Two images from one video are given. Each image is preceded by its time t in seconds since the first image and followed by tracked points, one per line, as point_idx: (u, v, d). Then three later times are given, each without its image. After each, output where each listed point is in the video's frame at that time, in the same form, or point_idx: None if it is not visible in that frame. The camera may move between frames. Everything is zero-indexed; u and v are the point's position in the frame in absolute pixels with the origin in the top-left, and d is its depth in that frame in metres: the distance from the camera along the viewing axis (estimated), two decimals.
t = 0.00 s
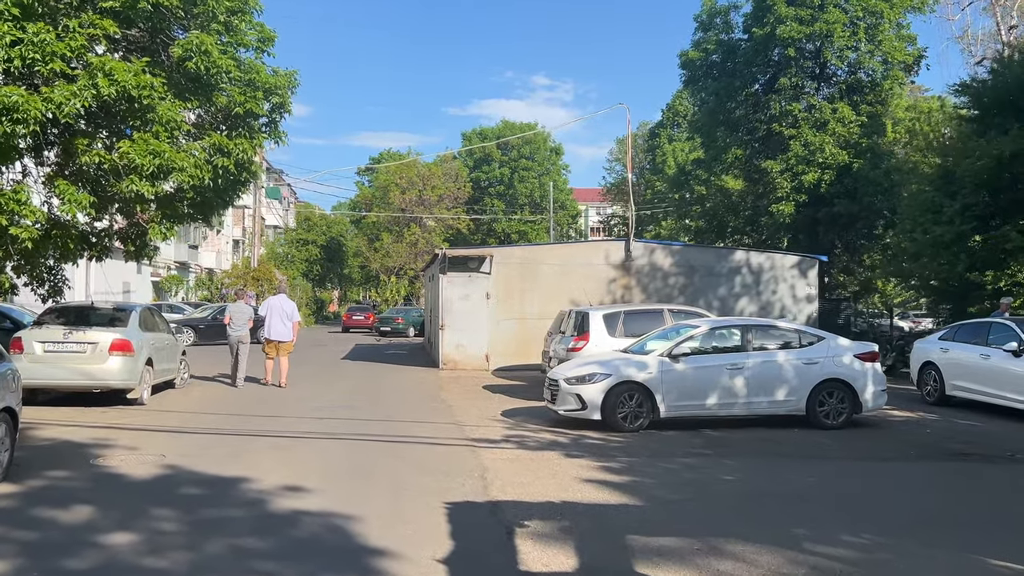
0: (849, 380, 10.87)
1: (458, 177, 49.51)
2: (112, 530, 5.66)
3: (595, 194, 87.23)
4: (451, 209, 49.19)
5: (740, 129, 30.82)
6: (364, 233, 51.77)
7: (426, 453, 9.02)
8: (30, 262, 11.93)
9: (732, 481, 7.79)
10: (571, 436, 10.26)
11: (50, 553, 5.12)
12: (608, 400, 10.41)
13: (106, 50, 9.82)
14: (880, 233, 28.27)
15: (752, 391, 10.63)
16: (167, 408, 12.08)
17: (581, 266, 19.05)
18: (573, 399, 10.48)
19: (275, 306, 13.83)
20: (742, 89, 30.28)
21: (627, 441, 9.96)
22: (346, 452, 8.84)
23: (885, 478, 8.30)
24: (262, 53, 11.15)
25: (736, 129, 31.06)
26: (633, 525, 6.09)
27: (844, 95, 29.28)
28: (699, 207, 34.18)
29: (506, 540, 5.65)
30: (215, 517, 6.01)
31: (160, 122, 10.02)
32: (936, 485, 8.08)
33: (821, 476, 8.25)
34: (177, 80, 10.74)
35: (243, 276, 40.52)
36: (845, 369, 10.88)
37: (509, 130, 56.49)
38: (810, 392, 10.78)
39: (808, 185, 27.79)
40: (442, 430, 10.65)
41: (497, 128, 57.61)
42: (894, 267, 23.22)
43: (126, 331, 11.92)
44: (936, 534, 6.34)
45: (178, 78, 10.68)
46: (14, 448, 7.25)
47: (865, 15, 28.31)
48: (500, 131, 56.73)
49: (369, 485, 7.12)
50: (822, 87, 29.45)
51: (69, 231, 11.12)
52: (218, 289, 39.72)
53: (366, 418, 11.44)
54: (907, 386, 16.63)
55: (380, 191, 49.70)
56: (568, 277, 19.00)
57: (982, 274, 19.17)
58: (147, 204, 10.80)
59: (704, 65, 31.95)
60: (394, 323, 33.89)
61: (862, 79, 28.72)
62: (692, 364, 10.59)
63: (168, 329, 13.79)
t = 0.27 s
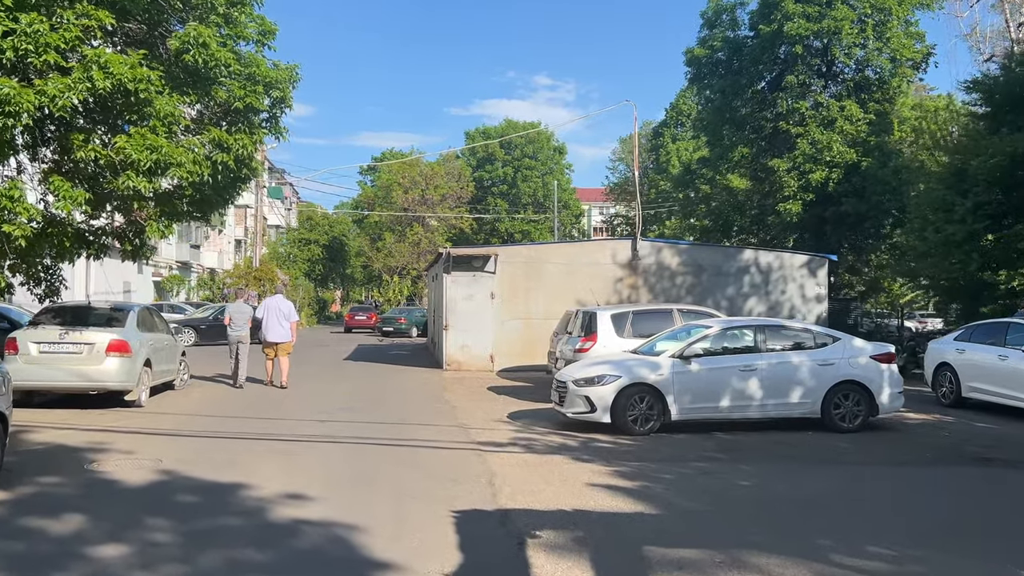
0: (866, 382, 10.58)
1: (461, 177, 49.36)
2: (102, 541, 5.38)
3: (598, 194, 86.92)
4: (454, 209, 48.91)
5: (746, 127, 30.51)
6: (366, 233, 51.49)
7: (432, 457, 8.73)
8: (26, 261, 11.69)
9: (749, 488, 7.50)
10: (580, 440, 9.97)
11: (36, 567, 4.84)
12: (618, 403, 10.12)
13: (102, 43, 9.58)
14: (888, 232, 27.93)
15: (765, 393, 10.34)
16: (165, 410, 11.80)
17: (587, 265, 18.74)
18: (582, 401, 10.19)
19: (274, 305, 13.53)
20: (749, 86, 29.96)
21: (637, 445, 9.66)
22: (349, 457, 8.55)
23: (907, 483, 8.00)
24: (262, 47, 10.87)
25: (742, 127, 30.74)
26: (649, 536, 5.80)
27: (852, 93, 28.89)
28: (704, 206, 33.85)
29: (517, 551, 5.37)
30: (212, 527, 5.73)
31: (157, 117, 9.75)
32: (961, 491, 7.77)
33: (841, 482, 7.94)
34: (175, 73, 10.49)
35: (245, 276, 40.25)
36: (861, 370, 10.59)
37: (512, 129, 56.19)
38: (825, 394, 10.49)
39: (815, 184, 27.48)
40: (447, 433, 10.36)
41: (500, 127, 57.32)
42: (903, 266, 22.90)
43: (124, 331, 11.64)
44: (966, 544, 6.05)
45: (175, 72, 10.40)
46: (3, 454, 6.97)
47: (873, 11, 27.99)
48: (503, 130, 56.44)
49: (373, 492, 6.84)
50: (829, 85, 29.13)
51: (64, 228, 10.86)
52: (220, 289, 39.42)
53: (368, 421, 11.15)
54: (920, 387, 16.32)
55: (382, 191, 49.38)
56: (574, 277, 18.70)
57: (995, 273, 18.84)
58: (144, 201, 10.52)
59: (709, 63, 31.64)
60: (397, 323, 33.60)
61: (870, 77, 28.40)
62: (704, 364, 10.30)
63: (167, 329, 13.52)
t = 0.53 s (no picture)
0: (881, 384, 10.28)
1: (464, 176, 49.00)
2: (87, 553, 5.09)
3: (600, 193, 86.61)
4: (456, 208, 48.63)
5: (752, 125, 30.20)
6: (368, 232, 51.20)
7: (435, 462, 8.44)
8: (19, 260, 11.42)
9: (764, 495, 7.20)
10: (588, 444, 9.67)
11: None
12: (626, 405, 9.83)
13: (95, 35, 9.31)
14: (895, 231, 27.59)
15: (778, 395, 10.05)
16: (161, 412, 11.51)
17: (592, 264, 18.45)
18: (589, 404, 9.90)
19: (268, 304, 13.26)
20: (755, 84, 29.64)
21: (647, 449, 9.35)
22: (349, 462, 8.26)
23: (929, 489, 7.69)
24: (260, 40, 10.58)
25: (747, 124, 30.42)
26: (664, 548, 5.50)
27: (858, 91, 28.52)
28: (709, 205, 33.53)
29: (525, 564, 5.07)
30: (204, 538, 5.44)
31: (151, 111, 9.44)
32: (986, 498, 7.45)
33: (860, 488, 7.64)
34: (171, 67, 10.22)
35: (245, 275, 39.97)
36: (876, 372, 10.29)
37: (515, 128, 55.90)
38: (839, 397, 10.19)
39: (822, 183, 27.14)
40: (451, 436, 10.07)
41: (503, 126, 57.02)
42: (912, 265, 22.58)
43: (119, 332, 11.35)
44: (996, 556, 5.74)
45: (172, 65, 10.21)
46: None
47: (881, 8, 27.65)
48: (506, 129, 56.15)
49: (373, 500, 6.55)
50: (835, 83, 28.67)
51: (57, 226, 10.59)
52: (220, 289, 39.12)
53: (369, 424, 10.85)
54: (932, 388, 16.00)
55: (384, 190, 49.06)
56: (579, 276, 18.40)
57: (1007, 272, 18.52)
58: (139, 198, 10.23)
59: (715, 60, 31.33)
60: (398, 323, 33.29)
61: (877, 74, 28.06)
62: (715, 366, 10.01)
63: (164, 329, 13.24)
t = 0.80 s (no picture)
0: (893, 384, 9.98)
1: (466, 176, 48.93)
2: (64, 565, 4.81)
3: (602, 193, 86.31)
4: (458, 207, 48.35)
5: (755, 123, 29.90)
6: (369, 232, 50.93)
7: (434, 466, 8.15)
8: (8, 258, 11.14)
9: (778, 501, 6.91)
10: (593, 447, 9.39)
11: None
12: (631, 407, 9.54)
13: (85, 26, 9.06)
14: (901, 230, 27.29)
15: (788, 397, 9.75)
16: (155, 414, 11.23)
17: (595, 263, 18.16)
18: (594, 405, 9.61)
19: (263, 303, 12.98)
20: (759, 82, 29.32)
21: (654, 452, 9.06)
22: (345, 465, 7.98)
23: (948, 495, 7.40)
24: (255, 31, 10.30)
25: (751, 122, 30.13)
26: (675, 558, 5.21)
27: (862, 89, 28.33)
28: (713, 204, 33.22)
29: None
30: (190, 548, 5.16)
31: (143, 103, 9.15)
32: (1007, 504, 7.17)
33: (876, 493, 7.35)
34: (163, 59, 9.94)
35: (246, 275, 39.71)
36: (889, 372, 9.99)
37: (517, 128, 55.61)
38: (851, 398, 9.90)
39: (827, 181, 26.82)
40: (451, 439, 9.78)
41: (505, 126, 56.73)
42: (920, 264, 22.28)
43: (111, 331, 11.06)
44: None
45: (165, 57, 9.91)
46: None
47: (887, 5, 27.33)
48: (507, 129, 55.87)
49: (370, 507, 6.26)
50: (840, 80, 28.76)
51: (47, 224, 10.30)
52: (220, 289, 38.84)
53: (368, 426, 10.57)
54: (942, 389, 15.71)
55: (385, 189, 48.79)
56: (581, 275, 18.12)
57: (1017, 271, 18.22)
58: (131, 195, 9.94)
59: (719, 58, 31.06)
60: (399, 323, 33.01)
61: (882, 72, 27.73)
62: (723, 366, 9.72)
63: (158, 329, 12.95)
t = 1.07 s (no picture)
0: (907, 388, 9.68)
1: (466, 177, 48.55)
2: None
3: (603, 193, 85.97)
4: (458, 208, 48.04)
5: (759, 123, 29.59)
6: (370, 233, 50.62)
7: (433, 474, 7.87)
8: None
9: (792, 512, 6.62)
10: (598, 453, 9.10)
11: None
12: (637, 412, 9.24)
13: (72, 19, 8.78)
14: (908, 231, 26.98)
15: (798, 401, 9.46)
16: (149, 419, 10.95)
17: (598, 264, 17.87)
18: (598, 411, 9.32)
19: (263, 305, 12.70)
20: (763, 81, 29.00)
21: (661, 459, 8.77)
22: (342, 474, 7.70)
23: (969, 505, 7.11)
24: (248, 25, 10.01)
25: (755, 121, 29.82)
26: None
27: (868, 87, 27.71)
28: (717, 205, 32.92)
29: None
30: (174, 566, 4.88)
31: (133, 99, 8.86)
32: None
33: (894, 504, 7.05)
34: (155, 54, 9.66)
35: (245, 276, 39.43)
36: (902, 375, 9.70)
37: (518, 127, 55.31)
38: (863, 402, 9.60)
39: (833, 181, 26.51)
40: (452, 445, 9.49)
41: (506, 125, 56.41)
42: (927, 264, 21.97)
43: (102, 334, 10.78)
44: None
45: (157, 52, 9.63)
46: None
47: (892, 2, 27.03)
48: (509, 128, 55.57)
49: (367, 519, 5.97)
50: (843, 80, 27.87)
51: (36, 226, 10.01)
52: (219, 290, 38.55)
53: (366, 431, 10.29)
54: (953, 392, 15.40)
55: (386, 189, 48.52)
56: (584, 276, 17.82)
57: None
58: (121, 195, 9.64)
59: (722, 56, 30.75)
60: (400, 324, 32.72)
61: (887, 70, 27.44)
62: (731, 369, 9.42)
63: (152, 331, 12.68)
